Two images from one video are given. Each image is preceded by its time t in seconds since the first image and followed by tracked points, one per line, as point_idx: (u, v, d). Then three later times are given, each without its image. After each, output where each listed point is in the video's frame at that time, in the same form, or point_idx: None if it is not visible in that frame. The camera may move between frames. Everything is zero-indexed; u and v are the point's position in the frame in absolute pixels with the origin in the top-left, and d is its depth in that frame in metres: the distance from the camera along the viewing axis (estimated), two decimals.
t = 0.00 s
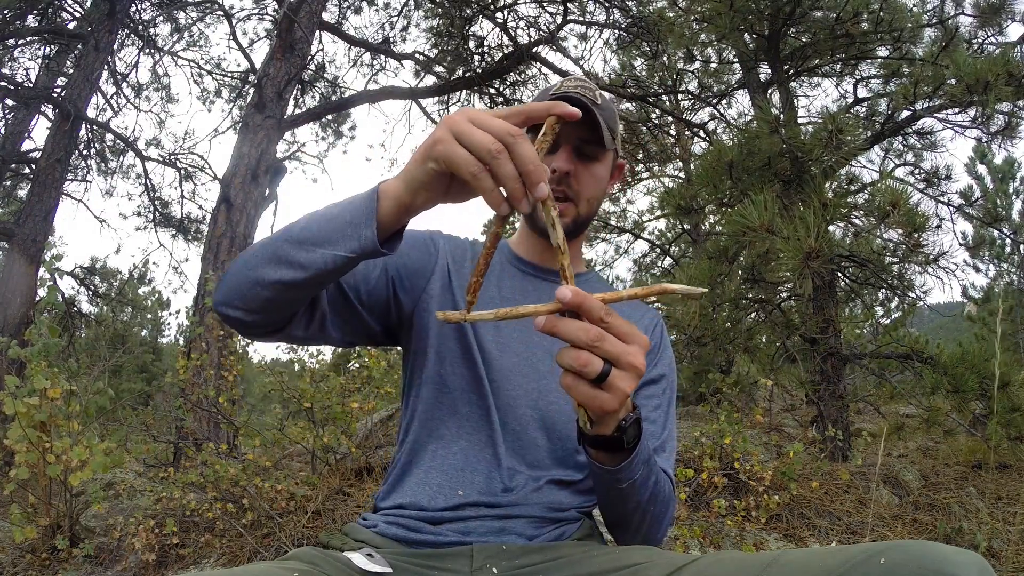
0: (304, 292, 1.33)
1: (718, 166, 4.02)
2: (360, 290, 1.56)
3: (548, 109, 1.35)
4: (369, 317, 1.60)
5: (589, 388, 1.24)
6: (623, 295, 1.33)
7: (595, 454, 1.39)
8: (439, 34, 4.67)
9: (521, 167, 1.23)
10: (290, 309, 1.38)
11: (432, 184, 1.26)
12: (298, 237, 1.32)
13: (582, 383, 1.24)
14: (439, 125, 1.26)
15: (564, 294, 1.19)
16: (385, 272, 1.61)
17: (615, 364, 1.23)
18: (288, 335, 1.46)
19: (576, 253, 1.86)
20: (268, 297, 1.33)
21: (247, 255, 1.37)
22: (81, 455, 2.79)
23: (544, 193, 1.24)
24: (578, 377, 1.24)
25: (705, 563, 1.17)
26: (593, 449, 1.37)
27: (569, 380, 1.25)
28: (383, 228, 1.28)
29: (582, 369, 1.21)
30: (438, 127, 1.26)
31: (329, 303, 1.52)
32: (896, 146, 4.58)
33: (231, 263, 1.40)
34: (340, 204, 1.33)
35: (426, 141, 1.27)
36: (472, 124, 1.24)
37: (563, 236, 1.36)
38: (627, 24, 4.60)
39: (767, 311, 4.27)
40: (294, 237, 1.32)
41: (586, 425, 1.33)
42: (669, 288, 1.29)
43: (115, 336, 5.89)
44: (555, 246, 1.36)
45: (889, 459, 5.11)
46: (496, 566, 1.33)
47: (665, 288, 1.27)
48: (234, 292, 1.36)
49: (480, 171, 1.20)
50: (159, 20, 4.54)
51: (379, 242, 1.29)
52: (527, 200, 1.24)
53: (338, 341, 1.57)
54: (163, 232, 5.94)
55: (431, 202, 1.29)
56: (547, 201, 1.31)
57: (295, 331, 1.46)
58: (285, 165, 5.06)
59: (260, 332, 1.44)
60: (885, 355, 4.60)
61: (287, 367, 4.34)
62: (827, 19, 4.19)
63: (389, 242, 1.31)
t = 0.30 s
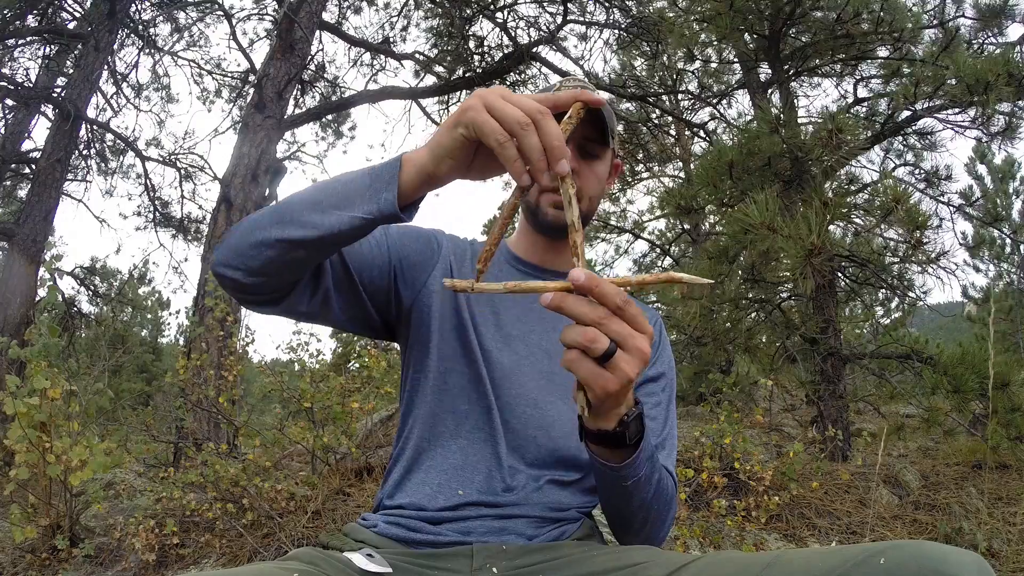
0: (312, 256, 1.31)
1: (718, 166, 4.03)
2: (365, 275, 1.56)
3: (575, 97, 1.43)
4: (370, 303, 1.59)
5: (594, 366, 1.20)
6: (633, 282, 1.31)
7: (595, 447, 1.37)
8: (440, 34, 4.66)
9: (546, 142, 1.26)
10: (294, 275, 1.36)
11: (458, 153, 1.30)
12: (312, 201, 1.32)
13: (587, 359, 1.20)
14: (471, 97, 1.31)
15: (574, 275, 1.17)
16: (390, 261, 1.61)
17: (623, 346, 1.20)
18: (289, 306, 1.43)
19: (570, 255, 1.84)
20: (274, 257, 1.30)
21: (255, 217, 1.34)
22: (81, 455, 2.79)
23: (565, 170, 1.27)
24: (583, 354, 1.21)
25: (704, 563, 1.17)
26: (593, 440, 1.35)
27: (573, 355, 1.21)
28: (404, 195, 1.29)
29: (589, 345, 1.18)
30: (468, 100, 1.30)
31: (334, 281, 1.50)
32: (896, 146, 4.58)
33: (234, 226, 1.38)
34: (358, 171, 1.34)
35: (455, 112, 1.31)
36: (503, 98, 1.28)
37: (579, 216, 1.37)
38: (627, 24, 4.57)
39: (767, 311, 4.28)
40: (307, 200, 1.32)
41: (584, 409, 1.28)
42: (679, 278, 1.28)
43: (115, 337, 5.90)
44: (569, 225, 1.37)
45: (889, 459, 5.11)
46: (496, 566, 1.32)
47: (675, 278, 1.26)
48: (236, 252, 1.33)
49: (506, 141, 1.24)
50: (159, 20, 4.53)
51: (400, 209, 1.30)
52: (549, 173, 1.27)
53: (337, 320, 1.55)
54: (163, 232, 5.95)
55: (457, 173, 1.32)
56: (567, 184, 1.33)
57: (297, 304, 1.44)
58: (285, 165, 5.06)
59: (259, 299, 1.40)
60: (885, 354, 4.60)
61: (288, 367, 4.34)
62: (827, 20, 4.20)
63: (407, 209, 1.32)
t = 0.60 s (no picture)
0: (316, 239, 1.32)
1: (718, 166, 4.02)
2: (366, 267, 1.56)
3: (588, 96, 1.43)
4: (370, 296, 1.59)
5: (607, 360, 1.20)
6: (639, 278, 1.31)
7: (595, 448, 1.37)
8: (440, 34, 4.67)
9: (558, 137, 1.26)
10: (297, 258, 1.36)
11: (470, 145, 1.30)
12: (321, 185, 1.33)
13: (600, 353, 1.20)
14: (487, 90, 1.31)
15: (583, 269, 1.18)
16: (392, 256, 1.61)
17: (633, 339, 1.21)
18: (288, 290, 1.43)
19: (570, 256, 1.83)
20: (278, 237, 1.30)
21: (262, 197, 1.35)
22: (81, 455, 2.79)
23: (575, 164, 1.27)
24: (595, 347, 1.20)
25: (705, 563, 1.17)
26: (596, 438, 1.34)
27: (584, 348, 1.21)
28: (416, 184, 1.31)
29: (602, 338, 1.18)
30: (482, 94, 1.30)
31: (336, 271, 1.51)
32: (896, 146, 4.58)
33: (239, 207, 1.38)
34: (368, 159, 1.36)
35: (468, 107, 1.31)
36: (518, 92, 1.28)
37: (589, 210, 1.36)
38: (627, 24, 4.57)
39: (767, 311, 4.28)
40: (316, 185, 1.33)
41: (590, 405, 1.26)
42: (685, 275, 1.29)
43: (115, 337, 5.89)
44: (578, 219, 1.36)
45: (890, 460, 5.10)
46: (496, 566, 1.32)
47: (682, 274, 1.27)
48: (240, 231, 1.34)
49: (518, 134, 1.24)
50: (159, 20, 4.53)
51: (411, 198, 1.31)
52: (559, 167, 1.26)
53: (337, 312, 1.55)
54: (163, 232, 5.95)
55: (469, 165, 1.32)
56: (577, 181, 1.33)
57: (297, 288, 1.44)
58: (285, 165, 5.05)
59: (260, 280, 1.40)
60: (885, 355, 4.60)
61: (287, 367, 4.34)
62: (827, 20, 4.19)
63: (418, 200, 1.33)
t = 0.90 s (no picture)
0: (315, 238, 1.32)
1: (718, 166, 4.02)
2: (366, 267, 1.56)
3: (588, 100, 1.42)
4: (370, 296, 1.59)
5: (607, 366, 1.19)
6: (638, 280, 1.31)
7: (598, 452, 1.37)
8: (440, 34, 4.67)
9: (558, 140, 1.25)
10: (297, 257, 1.36)
11: (469, 146, 1.30)
12: (321, 185, 1.33)
13: (600, 361, 1.18)
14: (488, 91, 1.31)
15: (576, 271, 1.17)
16: (392, 256, 1.61)
17: (631, 342, 1.20)
18: (287, 289, 1.43)
19: (568, 257, 1.83)
20: (277, 236, 1.31)
21: (262, 194, 1.35)
22: (81, 455, 2.79)
23: (575, 167, 1.25)
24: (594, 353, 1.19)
25: (704, 563, 1.17)
26: (599, 442, 1.35)
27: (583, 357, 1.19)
28: (417, 184, 1.31)
29: (600, 344, 1.17)
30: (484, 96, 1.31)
31: (336, 270, 1.51)
32: (896, 146, 4.58)
33: (239, 204, 1.39)
34: (369, 159, 1.36)
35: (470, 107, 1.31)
36: (520, 95, 1.28)
37: (587, 213, 1.34)
38: (627, 24, 4.57)
39: (767, 311, 4.29)
40: (316, 183, 1.33)
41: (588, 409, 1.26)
42: (684, 276, 1.29)
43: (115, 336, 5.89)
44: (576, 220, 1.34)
45: (890, 460, 5.10)
46: (496, 566, 1.32)
47: (680, 276, 1.27)
48: (239, 229, 1.34)
49: (518, 134, 1.24)
50: (160, 20, 4.53)
51: (410, 200, 1.31)
52: (559, 168, 1.25)
53: (337, 311, 1.55)
54: (163, 232, 5.94)
55: (468, 165, 1.32)
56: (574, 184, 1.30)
57: (296, 287, 1.44)
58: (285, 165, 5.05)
59: (259, 278, 1.40)
60: (886, 355, 4.60)
61: (287, 367, 4.34)
62: (827, 19, 4.19)
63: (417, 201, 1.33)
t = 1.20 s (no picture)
0: (314, 239, 1.32)
1: (718, 166, 4.02)
2: (366, 268, 1.56)
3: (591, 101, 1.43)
4: (369, 296, 1.59)
5: (613, 377, 1.18)
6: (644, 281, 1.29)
7: (606, 468, 1.38)
8: (440, 34, 4.67)
9: (559, 138, 1.24)
10: (295, 258, 1.36)
11: (470, 147, 1.31)
12: (320, 186, 1.33)
13: (605, 373, 1.17)
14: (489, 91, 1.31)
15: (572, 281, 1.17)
16: (391, 257, 1.61)
17: (634, 349, 1.20)
18: (286, 290, 1.43)
19: (569, 258, 1.83)
20: (276, 236, 1.31)
21: (261, 195, 1.36)
22: (81, 455, 2.79)
23: (576, 166, 1.24)
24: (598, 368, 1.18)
25: (704, 564, 1.17)
26: (608, 458, 1.35)
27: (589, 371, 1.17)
28: (416, 187, 1.32)
29: (603, 355, 1.16)
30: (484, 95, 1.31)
31: (335, 270, 1.51)
32: (896, 146, 4.58)
33: (238, 203, 1.39)
34: (369, 160, 1.36)
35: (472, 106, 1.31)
36: (521, 95, 1.27)
37: (590, 214, 1.32)
38: (627, 24, 4.57)
39: (767, 311, 4.32)
40: (315, 185, 1.33)
41: (595, 422, 1.23)
42: (690, 278, 1.26)
43: (115, 336, 5.89)
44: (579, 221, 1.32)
45: (889, 460, 5.11)
46: (496, 566, 1.32)
47: (685, 277, 1.25)
48: (238, 228, 1.34)
49: (518, 134, 1.23)
50: (160, 20, 4.53)
51: (409, 204, 1.32)
52: (559, 167, 1.24)
53: (336, 311, 1.55)
54: (163, 232, 5.94)
55: (468, 166, 1.32)
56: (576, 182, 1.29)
57: (295, 288, 1.44)
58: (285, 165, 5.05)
59: (257, 277, 1.40)
60: (885, 355, 4.60)
61: (287, 367, 4.34)
62: (827, 20, 4.19)
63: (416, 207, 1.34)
